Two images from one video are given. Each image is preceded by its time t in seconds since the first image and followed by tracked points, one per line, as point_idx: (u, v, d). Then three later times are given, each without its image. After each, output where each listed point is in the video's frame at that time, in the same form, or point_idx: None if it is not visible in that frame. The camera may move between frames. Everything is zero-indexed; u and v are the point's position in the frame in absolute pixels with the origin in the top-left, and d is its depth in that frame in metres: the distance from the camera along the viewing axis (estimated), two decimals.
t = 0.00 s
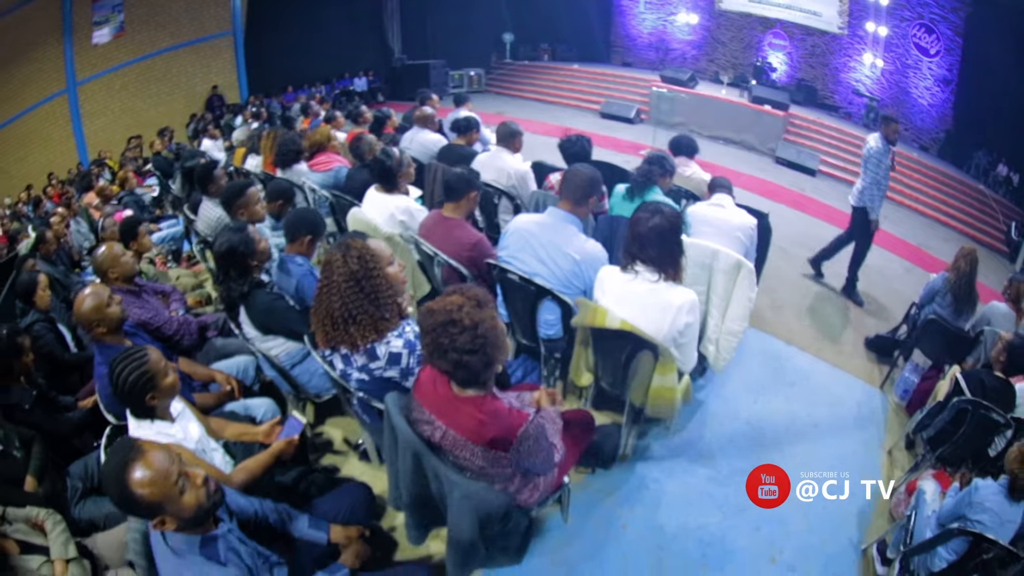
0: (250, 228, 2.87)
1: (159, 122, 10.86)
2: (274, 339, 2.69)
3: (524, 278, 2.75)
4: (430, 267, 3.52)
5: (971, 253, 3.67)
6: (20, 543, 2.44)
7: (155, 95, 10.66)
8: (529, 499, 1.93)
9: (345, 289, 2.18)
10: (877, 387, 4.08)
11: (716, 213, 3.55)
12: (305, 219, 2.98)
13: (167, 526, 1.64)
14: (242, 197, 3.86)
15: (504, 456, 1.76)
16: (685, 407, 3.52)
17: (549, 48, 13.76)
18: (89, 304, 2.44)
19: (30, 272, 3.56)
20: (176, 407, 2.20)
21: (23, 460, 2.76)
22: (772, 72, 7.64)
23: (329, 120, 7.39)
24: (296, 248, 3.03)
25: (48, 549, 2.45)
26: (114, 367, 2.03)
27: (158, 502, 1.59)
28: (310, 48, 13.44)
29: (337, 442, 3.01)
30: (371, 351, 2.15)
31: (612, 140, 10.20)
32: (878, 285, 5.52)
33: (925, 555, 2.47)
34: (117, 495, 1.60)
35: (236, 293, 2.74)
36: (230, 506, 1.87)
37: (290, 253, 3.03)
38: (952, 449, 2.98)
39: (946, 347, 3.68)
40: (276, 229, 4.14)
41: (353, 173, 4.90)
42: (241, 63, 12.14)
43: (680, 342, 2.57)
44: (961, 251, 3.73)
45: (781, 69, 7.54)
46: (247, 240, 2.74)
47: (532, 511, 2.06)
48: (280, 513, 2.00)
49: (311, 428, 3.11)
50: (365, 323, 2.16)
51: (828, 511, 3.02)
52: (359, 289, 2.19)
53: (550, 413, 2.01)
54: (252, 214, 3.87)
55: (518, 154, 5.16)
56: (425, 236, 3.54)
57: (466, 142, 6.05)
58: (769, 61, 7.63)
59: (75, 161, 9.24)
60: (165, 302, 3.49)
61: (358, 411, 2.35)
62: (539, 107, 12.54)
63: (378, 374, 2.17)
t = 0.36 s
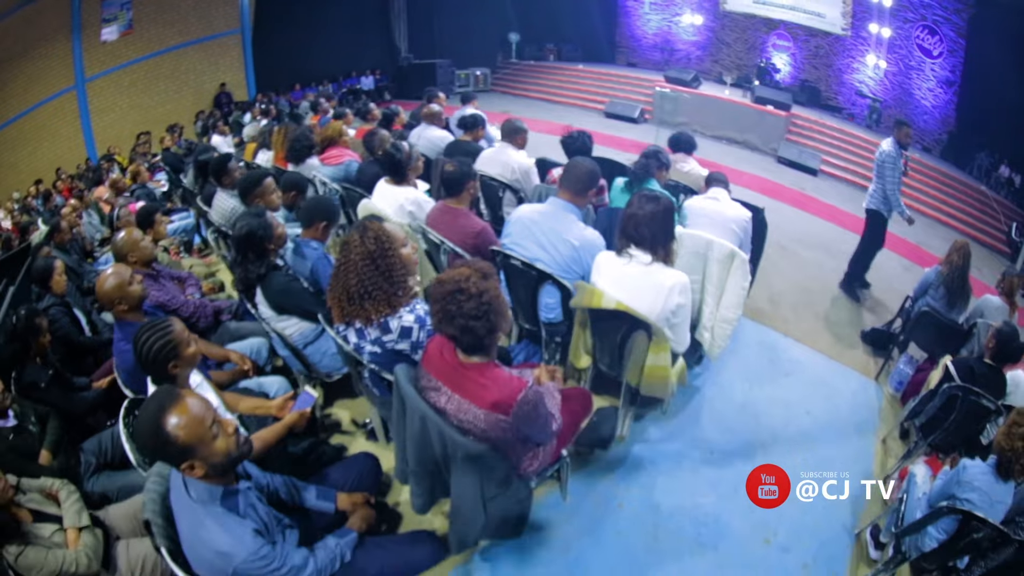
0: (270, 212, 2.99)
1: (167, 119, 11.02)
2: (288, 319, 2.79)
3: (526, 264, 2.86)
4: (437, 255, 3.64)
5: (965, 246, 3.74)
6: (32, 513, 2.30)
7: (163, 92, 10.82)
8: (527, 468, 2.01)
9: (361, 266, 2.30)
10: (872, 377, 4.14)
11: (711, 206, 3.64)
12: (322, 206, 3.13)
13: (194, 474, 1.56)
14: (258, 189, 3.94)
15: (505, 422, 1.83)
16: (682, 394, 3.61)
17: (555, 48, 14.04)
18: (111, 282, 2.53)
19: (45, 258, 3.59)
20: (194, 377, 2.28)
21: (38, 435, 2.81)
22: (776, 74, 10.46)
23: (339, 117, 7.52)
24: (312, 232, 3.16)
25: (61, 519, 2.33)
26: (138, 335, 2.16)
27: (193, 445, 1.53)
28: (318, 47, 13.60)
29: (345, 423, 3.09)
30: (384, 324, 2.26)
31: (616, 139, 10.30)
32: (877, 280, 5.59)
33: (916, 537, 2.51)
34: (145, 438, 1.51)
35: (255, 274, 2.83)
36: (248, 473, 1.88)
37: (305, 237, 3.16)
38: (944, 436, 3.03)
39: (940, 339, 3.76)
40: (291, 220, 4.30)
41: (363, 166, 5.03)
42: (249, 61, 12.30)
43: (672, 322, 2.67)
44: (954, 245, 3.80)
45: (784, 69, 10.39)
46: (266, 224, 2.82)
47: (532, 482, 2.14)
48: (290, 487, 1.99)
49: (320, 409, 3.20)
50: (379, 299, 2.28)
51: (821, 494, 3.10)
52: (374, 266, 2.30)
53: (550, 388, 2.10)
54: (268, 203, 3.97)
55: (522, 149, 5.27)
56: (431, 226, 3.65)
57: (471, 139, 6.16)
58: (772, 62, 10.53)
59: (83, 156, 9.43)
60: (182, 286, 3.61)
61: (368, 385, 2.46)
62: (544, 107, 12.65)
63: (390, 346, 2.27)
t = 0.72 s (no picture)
0: (281, 198, 3.11)
1: (168, 119, 11.12)
2: (295, 302, 2.94)
3: (520, 249, 3.00)
4: (436, 244, 3.75)
5: (949, 235, 3.86)
6: (44, 487, 2.35)
7: (163, 92, 10.92)
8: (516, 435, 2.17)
9: (366, 247, 2.45)
10: (861, 364, 4.23)
11: (697, 196, 3.74)
12: (329, 195, 3.23)
13: (212, 429, 1.69)
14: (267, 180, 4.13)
15: (499, 386, 1.99)
16: (673, 377, 3.72)
17: (552, 49, 14.20)
18: (127, 266, 2.65)
19: (57, 248, 3.68)
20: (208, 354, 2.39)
21: (51, 414, 2.80)
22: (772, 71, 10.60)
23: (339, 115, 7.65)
24: (319, 220, 3.27)
25: (71, 493, 2.37)
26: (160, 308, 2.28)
27: (214, 398, 1.66)
28: (319, 48, 13.75)
29: (348, 406, 3.19)
30: (387, 302, 2.41)
31: (613, 137, 10.40)
32: (868, 272, 5.70)
33: (903, 508, 2.56)
34: (172, 390, 1.65)
35: (265, 255, 2.96)
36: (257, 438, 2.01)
37: (312, 225, 3.27)
38: (929, 415, 3.14)
39: (927, 326, 3.86)
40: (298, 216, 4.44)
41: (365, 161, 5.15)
42: (248, 61, 12.40)
43: (658, 301, 2.82)
44: (939, 233, 3.92)
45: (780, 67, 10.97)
46: (278, 209, 3.02)
47: (525, 454, 2.26)
48: (296, 454, 2.12)
49: (324, 392, 3.29)
50: (382, 278, 2.43)
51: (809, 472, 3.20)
52: (377, 247, 2.46)
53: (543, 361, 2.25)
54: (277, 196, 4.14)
55: (518, 144, 5.37)
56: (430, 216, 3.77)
57: (468, 135, 6.26)
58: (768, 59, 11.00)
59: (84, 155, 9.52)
60: (191, 275, 3.69)
61: (371, 361, 2.58)
62: (541, 106, 12.75)
63: (392, 322, 2.42)
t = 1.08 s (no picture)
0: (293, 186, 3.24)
1: (170, 118, 11.23)
2: (304, 284, 3.10)
3: (516, 235, 3.12)
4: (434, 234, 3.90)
5: (936, 224, 3.93)
6: (58, 459, 2.45)
7: (165, 91, 11.03)
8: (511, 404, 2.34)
9: (372, 229, 2.62)
10: (851, 352, 4.33)
11: (685, 187, 3.83)
12: (336, 184, 3.36)
13: (229, 386, 1.75)
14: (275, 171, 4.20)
15: (494, 353, 2.15)
16: (666, 361, 3.82)
17: (551, 48, 14.30)
18: (144, 249, 2.75)
19: (69, 238, 3.82)
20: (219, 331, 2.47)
21: (64, 392, 2.91)
22: (768, 70, 11.24)
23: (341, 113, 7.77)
24: (326, 208, 3.39)
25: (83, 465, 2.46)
26: (182, 283, 2.39)
27: (235, 354, 1.73)
28: (321, 48, 13.89)
29: (352, 387, 3.30)
30: (390, 280, 2.58)
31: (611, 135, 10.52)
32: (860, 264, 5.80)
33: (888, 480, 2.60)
34: (194, 344, 1.71)
35: (277, 235, 3.12)
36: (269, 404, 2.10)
37: (320, 212, 3.39)
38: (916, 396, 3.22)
39: (916, 312, 3.92)
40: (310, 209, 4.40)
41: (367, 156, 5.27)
42: (249, 61, 12.52)
43: (645, 281, 2.98)
44: (927, 223, 3.99)
45: (776, 66, 11.23)
46: (292, 193, 3.15)
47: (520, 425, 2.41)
48: (303, 423, 2.21)
49: (329, 374, 3.41)
50: (387, 258, 2.60)
51: (799, 452, 3.30)
52: (382, 230, 2.63)
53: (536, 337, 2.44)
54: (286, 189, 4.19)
55: (516, 140, 5.49)
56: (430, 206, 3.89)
57: (467, 131, 6.37)
58: (764, 60, 11.33)
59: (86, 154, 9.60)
60: (201, 263, 3.78)
61: (376, 338, 2.78)
62: (540, 105, 12.85)
63: (395, 299, 2.59)
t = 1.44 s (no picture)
0: (308, 175, 3.32)
1: (177, 115, 11.38)
2: (314, 269, 3.22)
3: (516, 223, 3.22)
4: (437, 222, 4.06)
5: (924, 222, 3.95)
6: (74, 428, 2.54)
7: (172, 89, 11.18)
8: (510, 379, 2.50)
9: (378, 216, 2.73)
10: (845, 343, 4.42)
11: (682, 183, 3.91)
12: (344, 175, 3.51)
13: (248, 348, 1.86)
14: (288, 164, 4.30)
15: (494, 327, 2.32)
16: (661, 348, 3.92)
17: (554, 48, 14.35)
18: (162, 232, 2.86)
19: (83, 226, 3.95)
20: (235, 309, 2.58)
21: (80, 368, 3.06)
22: (769, 71, 11.33)
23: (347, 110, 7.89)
24: (337, 198, 3.53)
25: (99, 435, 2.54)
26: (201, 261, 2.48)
27: (255, 319, 1.83)
28: (326, 47, 14.02)
29: (358, 370, 3.40)
30: (396, 262, 2.72)
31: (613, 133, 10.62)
32: (856, 260, 5.88)
33: (876, 460, 2.67)
34: (218, 308, 1.82)
35: (290, 222, 3.21)
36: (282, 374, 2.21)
37: (331, 202, 3.53)
38: (904, 382, 3.27)
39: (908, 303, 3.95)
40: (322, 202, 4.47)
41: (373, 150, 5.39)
42: (255, 60, 12.67)
43: (638, 267, 3.07)
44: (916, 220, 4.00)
45: (777, 67, 11.30)
46: (306, 183, 3.22)
47: (517, 400, 2.55)
48: (314, 396, 2.32)
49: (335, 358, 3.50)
50: (391, 241, 2.72)
51: (789, 435, 3.40)
52: (388, 217, 2.74)
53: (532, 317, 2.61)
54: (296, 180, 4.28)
55: (518, 136, 5.60)
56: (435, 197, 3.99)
57: (470, 128, 6.48)
58: (766, 60, 11.40)
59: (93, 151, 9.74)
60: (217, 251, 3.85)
61: (382, 319, 2.86)
62: (543, 104, 12.96)
63: (401, 279, 2.73)
